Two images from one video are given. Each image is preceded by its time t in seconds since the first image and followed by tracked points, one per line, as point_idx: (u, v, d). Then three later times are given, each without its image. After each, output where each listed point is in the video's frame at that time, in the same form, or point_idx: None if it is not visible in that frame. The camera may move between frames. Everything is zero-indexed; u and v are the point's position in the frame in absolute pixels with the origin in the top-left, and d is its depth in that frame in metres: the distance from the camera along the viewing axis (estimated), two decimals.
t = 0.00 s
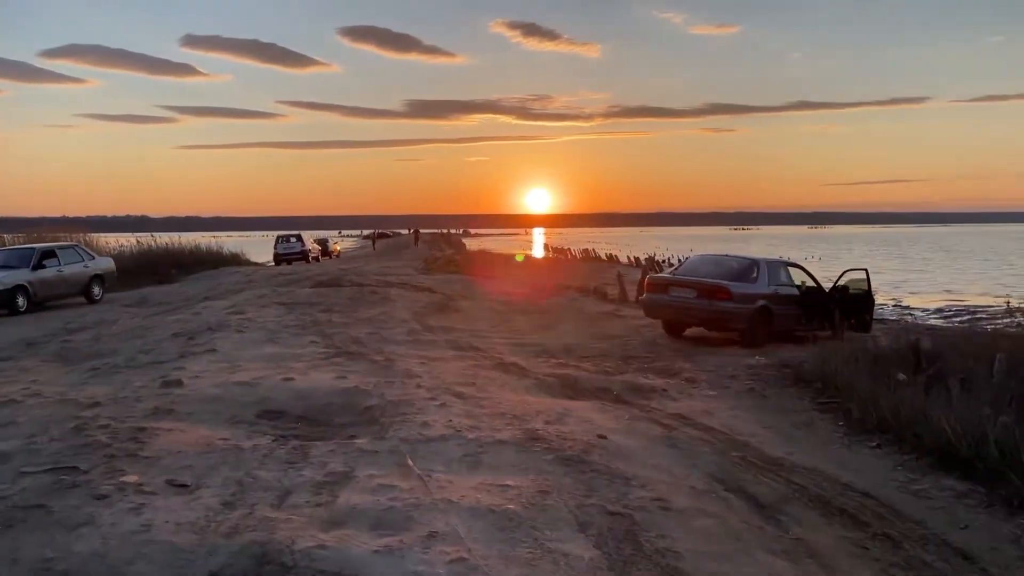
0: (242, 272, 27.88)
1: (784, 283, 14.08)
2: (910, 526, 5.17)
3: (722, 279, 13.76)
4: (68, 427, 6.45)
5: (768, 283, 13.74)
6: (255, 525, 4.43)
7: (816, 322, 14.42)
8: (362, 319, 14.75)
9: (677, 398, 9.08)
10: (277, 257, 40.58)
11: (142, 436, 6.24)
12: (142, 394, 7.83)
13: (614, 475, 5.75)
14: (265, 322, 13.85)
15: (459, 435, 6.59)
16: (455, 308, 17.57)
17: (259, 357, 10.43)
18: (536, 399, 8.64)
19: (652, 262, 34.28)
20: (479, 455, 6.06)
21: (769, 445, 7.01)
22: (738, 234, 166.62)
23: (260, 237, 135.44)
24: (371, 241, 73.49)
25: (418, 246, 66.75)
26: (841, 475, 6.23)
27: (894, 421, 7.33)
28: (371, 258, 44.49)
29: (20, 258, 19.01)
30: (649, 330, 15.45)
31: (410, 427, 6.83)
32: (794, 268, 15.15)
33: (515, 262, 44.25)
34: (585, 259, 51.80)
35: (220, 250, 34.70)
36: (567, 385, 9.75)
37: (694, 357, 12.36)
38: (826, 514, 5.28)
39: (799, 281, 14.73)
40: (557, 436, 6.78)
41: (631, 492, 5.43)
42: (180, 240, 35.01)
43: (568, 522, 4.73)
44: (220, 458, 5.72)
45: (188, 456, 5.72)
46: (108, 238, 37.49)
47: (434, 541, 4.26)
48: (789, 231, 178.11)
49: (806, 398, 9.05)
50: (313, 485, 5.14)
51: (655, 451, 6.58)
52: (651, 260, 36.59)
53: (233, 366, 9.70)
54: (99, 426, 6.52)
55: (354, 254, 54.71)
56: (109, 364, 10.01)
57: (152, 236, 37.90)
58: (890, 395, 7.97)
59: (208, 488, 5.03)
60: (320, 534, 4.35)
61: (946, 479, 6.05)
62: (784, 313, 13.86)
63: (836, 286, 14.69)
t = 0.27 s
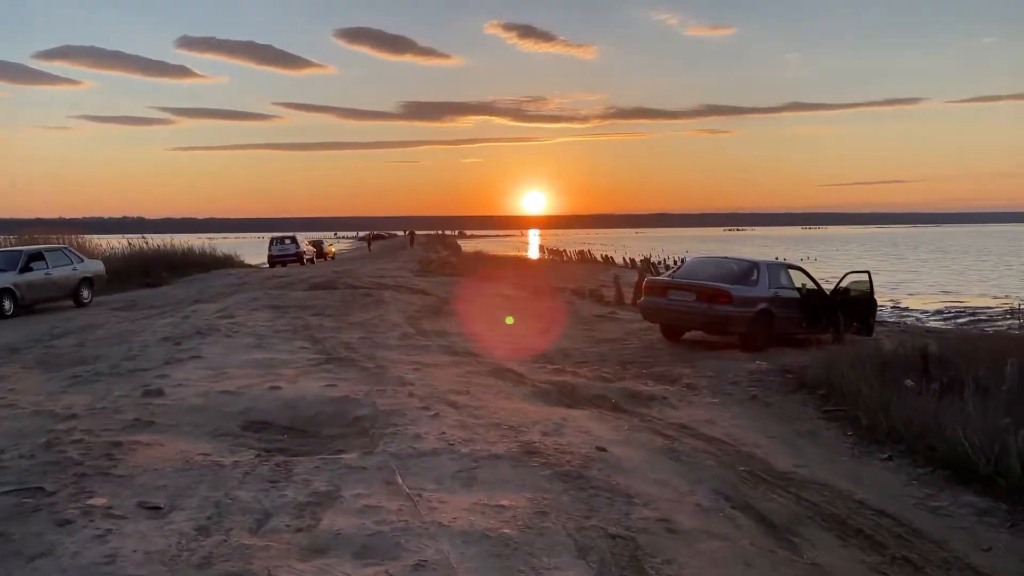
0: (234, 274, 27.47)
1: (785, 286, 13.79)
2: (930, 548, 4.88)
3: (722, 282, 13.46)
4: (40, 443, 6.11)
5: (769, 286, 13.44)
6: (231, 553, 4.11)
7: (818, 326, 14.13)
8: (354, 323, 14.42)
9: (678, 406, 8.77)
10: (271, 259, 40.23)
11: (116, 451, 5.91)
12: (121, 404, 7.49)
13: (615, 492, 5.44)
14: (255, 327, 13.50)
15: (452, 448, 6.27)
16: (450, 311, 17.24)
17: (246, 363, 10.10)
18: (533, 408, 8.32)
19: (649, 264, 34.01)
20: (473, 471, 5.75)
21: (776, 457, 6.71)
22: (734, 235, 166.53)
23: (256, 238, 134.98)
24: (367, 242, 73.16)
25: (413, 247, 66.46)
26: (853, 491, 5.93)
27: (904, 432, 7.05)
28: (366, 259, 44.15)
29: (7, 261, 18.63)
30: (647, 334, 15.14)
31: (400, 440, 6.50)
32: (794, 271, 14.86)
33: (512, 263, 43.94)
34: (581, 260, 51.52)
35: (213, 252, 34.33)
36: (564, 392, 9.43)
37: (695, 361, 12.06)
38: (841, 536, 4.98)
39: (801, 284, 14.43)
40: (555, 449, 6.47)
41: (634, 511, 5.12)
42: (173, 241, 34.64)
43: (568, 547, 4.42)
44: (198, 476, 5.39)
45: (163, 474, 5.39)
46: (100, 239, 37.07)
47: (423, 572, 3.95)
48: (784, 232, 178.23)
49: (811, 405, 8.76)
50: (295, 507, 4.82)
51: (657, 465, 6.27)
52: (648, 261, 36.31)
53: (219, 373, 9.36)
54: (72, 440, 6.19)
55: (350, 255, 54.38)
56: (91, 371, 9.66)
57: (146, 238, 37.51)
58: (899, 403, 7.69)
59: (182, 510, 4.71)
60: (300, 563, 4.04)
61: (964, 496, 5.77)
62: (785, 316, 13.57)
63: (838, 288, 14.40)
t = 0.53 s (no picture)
0: (228, 274, 27.06)
1: (792, 286, 13.44)
2: (966, 568, 4.54)
3: (727, 282, 13.11)
4: (10, 454, 5.74)
5: (775, 286, 13.10)
6: None
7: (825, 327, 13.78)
8: (350, 325, 14.05)
9: (686, 411, 8.42)
10: (267, 259, 39.81)
11: (91, 464, 5.54)
12: (102, 411, 7.12)
13: (625, 507, 5.09)
14: (247, 329, 13.12)
15: (449, 459, 5.91)
16: (448, 312, 16.87)
17: (236, 367, 9.72)
18: (534, 413, 7.96)
19: (649, 263, 33.64)
20: (472, 484, 5.39)
21: (793, 467, 6.36)
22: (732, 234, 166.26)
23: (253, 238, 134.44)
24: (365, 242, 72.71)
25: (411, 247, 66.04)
26: (877, 504, 5.58)
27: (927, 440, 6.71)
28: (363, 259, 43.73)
29: None
30: (650, 335, 14.78)
31: (395, 450, 6.14)
32: (800, 270, 14.51)
33: (510, 263, 43.54)
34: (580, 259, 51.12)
35: (208, 252, 33.90)
36: (566, 396, 9.07)
37: (700, 363, 11.70)
38: (868, 555, 4.63)
39: (808, 284, 14.08)
40: (559, 459, 6.12)
41: (646, 528, 4.76)
42: (167, 241, 34.21)
43: (576, 571, 4.07)
44: (177, 491, 5.02)
45: (140, 490, 5.02)
46: (93, 239, 36.59)
47: None
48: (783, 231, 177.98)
49: (824, 410, 8.41)
50: (280, 527, 4.46)
51: (667, 476, 5.92)
52: (648, 261, 35.91)
53: (207, 377, 8.99)
54: (45, 451, 5.82)
55: (346, 255, 53.94)
56: (74, 376, 9.29)
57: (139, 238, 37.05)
58: (919, 408, 7.36)
59: (157, 531, 4.35)
60: None
61: (995, 510, 5.42)
62: (791, 317, 13.22)
63: (845, 288, 14.05)
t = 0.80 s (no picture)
0: (225, 276, 26.73)
1: (799, 287, 13.11)
2: None
3: (733, 283, 12.78)
4: None
5: (782, 288, 12.77)
6: None
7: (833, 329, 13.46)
8: (346, 329, 13.72)
9: (694, 420, 8.09)
10: (266, 260, 39.47)
11: (66, 484, 5.20)
12: (83, 425, 6.79)
13: (635, 529, 4.76)
14: (241, 333, 12.80)
15: (447, 476, 5.57)
16: (447, 315, 16.54)
17: (227, 374, 9.39)
18: (536, 423, 7.64)
19: (650, 263, 33.28)
20: (471, 505, 5.06)
21: (810, 482, 6.03)
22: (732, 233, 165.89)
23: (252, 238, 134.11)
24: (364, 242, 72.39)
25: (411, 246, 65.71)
26: (901, 524, 5.25)
27: (951, 451, 6.40)
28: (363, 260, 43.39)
29: None
30: (653, 338, 14.45)
31: (390, 466, 5.81)
32: (808, 270, 14.19)
33: (511, 263, 43.18)
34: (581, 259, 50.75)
35: (206, 253, 33.57)
36: (569, 404, 8.75)
37: (706, 368, 11.37)
38: None
39: (815, 284, 13.76)
40: (564, 475, 5.79)
41: (658, 554, 4.43)
42: (164, 242, 33.89)
43: None
44: (155, 515, 4.69)
45: (116, 514, 4.69)
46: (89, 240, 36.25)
47: None
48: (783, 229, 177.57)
49: (838, 418, 8.07)
50: (263, 556, 4.13)
51: (678, 493, 5.59)
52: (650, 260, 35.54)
53: (197, 386, 8.66)
54: (19, 470, 5.49)
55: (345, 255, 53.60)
56: (59, 385, 8.96)
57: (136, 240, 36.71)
58: (940, 418, 7.04)
59: (130, 562, 4.02)
60: None
61: None
62: (799, 319, 12.90)
63: (854, 289, 13.73)
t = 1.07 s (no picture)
0: (223, 275, 26.38)
1: (808, 283, 12.75)
2: None
3: (740, 279, 12.41)
4: None
5: (791, 284, 12.41)
6: None
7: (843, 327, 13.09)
8: (343, 329, 13.36)
9: (702, 425, 7.73)
10: (266, 258, 39.12)
11: (33, 501, 4.85)
12: (60, 434, 6.44)
13: (643, 548, 4.41)
14: (234, 334, 12.45)
15: (442, 489, 5.22)
16: (447, 314, 16.18)
17: (216, 378, 9.04)
18: (537, 428, 7.28)
19: (654, 260, 32.88)
20: (466, 521, 4.71)
21: (828, 493, 5.67)
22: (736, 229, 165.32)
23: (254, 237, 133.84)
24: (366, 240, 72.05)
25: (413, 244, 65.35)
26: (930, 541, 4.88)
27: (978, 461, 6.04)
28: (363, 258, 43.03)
29: None
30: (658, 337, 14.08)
31: (381, 477, 5.45)
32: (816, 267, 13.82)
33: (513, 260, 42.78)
34: (584, 256, 50.33)
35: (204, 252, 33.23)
36: (572, 407, 8.38)
37: (713, 368, 11.00)
38: None
39: (824, 281, 13.39)
40: (567, 486, 5.43)
41: None
42: (162, 241, 33.53)
43: None
44: (125, 535, 4.34)
45: (82, 535, 4.34)
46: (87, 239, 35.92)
47: None
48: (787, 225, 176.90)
49: (854, 422, 7.72)
50: None
51: (688, 507, 5.23)
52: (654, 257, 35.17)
53: (184, 390, 8.31)
54: None
55: (346, 254, 53.26)
56: (40, 389, 8.61)
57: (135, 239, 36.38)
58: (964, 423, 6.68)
59: None
60: None
61: None
62: (808, 317, 12.53)
63: (864, 286, 13.35)
